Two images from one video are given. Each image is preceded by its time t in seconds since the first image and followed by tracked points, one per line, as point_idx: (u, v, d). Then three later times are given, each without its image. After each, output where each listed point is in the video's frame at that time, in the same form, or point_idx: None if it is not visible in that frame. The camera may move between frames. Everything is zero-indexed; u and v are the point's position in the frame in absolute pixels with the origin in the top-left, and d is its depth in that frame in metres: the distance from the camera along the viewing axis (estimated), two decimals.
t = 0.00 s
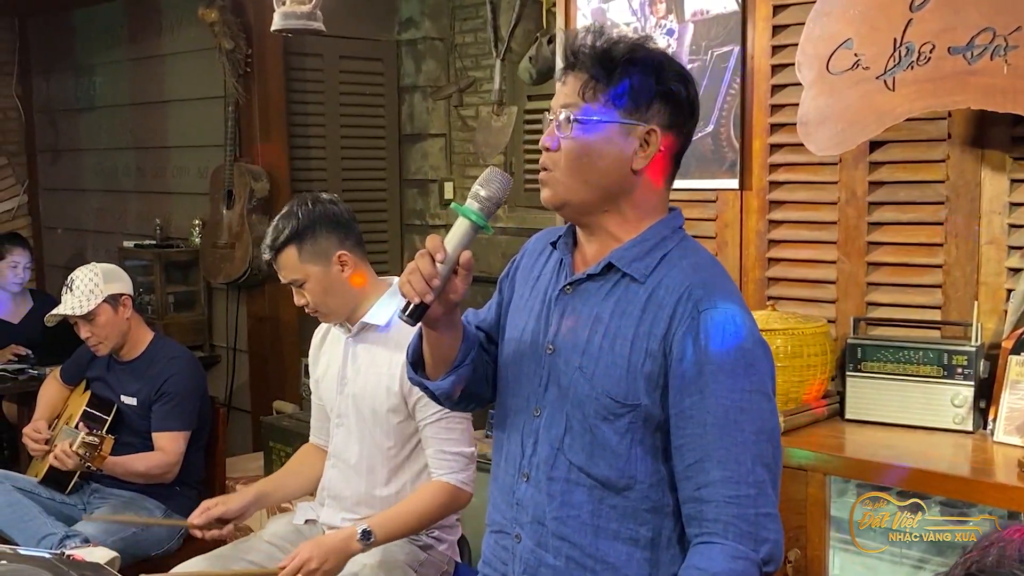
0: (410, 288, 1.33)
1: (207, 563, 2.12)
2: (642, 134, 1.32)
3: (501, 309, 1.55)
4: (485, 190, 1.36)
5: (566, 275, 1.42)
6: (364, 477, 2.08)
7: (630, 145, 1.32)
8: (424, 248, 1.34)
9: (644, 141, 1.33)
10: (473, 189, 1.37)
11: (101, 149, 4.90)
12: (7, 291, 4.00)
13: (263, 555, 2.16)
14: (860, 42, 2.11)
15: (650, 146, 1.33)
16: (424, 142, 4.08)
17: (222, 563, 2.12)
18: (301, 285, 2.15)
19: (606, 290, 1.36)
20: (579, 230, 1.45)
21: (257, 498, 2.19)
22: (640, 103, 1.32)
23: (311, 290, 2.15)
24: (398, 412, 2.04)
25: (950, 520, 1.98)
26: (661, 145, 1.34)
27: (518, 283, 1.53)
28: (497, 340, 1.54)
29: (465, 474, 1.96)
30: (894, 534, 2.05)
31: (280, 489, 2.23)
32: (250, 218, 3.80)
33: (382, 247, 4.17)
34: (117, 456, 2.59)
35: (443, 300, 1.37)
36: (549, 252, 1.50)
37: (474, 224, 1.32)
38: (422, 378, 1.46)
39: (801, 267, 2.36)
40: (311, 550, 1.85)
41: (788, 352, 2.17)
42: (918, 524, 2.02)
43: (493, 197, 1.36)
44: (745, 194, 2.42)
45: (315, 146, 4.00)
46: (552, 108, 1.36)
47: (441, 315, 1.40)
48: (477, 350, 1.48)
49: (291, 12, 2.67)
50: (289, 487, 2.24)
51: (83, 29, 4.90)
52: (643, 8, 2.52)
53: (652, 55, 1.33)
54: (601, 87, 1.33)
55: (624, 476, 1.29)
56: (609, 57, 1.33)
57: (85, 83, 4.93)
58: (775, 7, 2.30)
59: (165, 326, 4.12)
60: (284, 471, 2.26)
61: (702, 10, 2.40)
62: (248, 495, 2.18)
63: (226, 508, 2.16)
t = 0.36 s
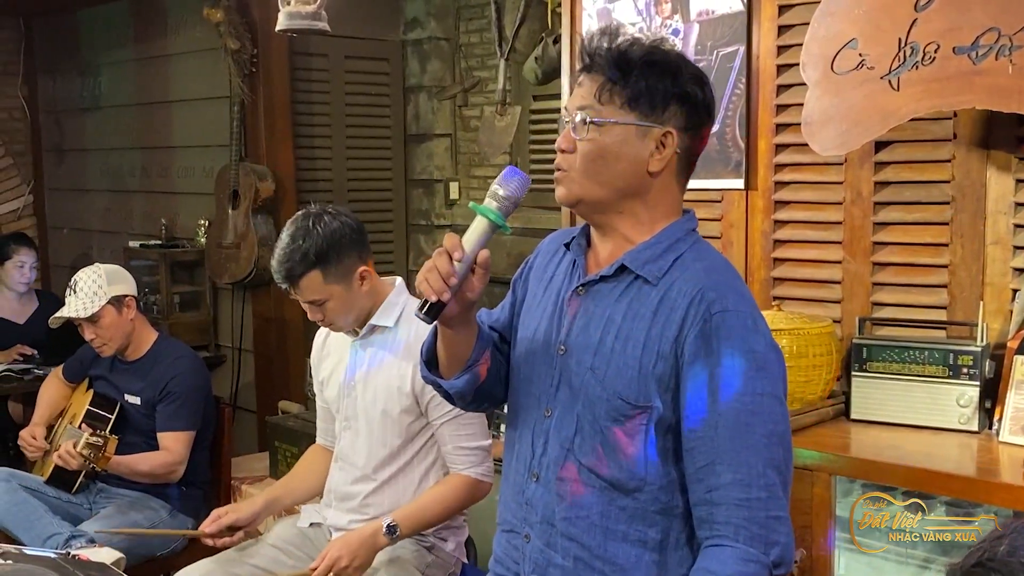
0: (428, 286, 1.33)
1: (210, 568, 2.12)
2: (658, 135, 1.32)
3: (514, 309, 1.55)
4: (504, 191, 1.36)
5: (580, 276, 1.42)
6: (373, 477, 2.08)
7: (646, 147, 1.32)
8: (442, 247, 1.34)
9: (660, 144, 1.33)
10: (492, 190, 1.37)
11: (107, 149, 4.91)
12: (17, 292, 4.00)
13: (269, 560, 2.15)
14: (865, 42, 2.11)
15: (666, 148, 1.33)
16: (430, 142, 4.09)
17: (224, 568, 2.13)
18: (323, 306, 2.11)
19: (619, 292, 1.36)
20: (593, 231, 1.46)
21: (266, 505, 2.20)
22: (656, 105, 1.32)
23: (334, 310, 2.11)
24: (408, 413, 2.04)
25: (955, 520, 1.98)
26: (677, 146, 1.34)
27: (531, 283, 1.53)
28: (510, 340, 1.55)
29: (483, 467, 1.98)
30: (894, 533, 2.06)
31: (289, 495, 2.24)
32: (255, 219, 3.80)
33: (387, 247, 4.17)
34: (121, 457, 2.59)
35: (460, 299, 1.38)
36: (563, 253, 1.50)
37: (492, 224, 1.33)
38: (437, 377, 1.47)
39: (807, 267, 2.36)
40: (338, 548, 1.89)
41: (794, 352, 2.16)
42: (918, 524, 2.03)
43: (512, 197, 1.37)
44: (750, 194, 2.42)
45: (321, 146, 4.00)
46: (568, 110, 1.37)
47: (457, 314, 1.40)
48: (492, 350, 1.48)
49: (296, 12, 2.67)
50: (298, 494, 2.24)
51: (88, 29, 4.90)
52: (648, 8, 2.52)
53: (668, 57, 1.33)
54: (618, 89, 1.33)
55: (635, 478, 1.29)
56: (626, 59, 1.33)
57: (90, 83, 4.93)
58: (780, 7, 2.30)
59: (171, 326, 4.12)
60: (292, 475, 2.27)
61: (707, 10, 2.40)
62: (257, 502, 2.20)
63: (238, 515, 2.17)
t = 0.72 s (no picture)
0: (436, 287, 1.34)
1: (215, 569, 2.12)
2: (664, 135, 1.32)
3: (521, 310, 1.55)
4: (512, 192, 1.37)
5: (586, 277, 1.42)
6: (375, 480, 2.08)
7: (652, 146, 1.32)
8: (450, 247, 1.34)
9: (666, 143, 1.33)
10: (500, 191, 1.37)
11: (112, 148, 4.90)
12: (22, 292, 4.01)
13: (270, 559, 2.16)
14: (869, 42, 2.11)
15: (671, 148, 1.33)
16: (435, 143, 4.09)
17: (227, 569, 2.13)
18: (329, 313, 2.11)
19: (625, 293, 1.35)
20: (599, 231, 1.45)
21: (268, 498, 2.18)
22: (661, 104, 1.32)
23: (339, 317, 2.12)
24: (411, 416, 2.04)
25: (961, 520, 1.98)
26: (682, 146, 1.34)
27: (537, 284, 1.53)
28: (517, 341, 1.55)
29: (477, 473, 1.98)
30: (895, 533, 2.06)
31: (288, 489, 2.22)
32: (260, 219, 3.80)
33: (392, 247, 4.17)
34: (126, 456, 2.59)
35: (467, 300, 1.37)
36: (569, 254, 1.50)
37: (501, 226, 1.32)
38: (444, 378, 1.47)
39: (812, 267, 2.36)
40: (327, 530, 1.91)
41: (799, 353, 2.16)
42: (919, 524, 2.04)
43: (521, 198, 1.37)
44: (756, 194, 2.42)
45: (326, 146, 4.00)
46: (574, 110, 1.36)
47: (465, 315, 1.40)
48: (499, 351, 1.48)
49: (302, 12, 2.67)
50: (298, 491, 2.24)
51: (93, 29, 4.90)
52: (654, 8, 2.52)
53: (673, 57, 1.33)
54: (623, 89, 1.33)
55: (641, 480, 1.29)
56: (631, 59, 1.33)
57: (96, 83, 4.93)
58: (785, 7, 2.30)
59: (177, 326, 4.13)
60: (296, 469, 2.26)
61: (712, 10, 2.40)
62: (260, 494, 2.18)
63: (241, 506, 2.13)
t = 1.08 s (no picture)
0: (439, 287, 1.33)
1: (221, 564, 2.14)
2: (669, 135, 1.32)
3: (524, 310, 1.55)
4: (514, 191, 1.36)
5: (589, 278, 1.42)
6: (383, 482, 2.08)
7: (656, 145, 1.32)
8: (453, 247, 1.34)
9: (670, 143, 1.33)
10: (503, 189, 1.37)
11: (118, 148, 4.90)
12: (27, 292, 4.00)
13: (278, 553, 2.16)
14: (875, 42, 2.11)
15: (676, 148, 1.33)
16: (441, 143, 4.09)
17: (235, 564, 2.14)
18: (345, 315, 2.08)
19: (628, 293, 1.36)
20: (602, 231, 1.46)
21: (274, 498, 2.19)
22: (666, 104, 1.31)
23: (355, 321, 2.09)
24: (420, 418, 2.04)
25: (967, 520, 1.97)
26: (687, 146, 1.34)
27: (541, 284, 1.53)
28: (520, 341, 1.55)
29: (488, 477, 1.98)
30: (895, 533, 2.06)
31: (297, 487, 2.23)
32: (266, 219, 3.79)
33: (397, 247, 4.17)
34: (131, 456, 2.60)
35: (470, 300, 1.37)
36: (573, 254, 1.50)
37: (503, 225, 1.33)
38: (449, 379, 1.47)
39: (817, 267, 2.36)
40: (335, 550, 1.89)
41: (805, 353, 2.16)
42: (919, 523, 2.04)
43: (523, 200, 1.36)
44: (761, 194, 2.42)
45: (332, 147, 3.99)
46: (578, 110, 1.36)
47: (468, 315, 1.40)
48: (503, 351, 1.48)
49: (308, 12, 2.67)
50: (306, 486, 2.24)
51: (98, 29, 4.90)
52: (659, 8, 2.52)
53: (677, 57, 1.33)
54: (628, 88, 1.33)
55: (643, 481, 1.29)
56: (635, 59, 1.33)
57: (101, 83, 4.94)
58: (791, 7, 2.30)
59: (182, 326, 4.13)
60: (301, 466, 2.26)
61: (718, 10, 2.40)
62: (267, 493, 2.20)
63: (248, 506, 2.18)
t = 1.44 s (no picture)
0: (442, 286, 1.32)
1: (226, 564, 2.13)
2: (678, 135, 1.32)
3: (530, 309, 1.55)
4: (519, 190, 1.37)
5: (595, 277, 1.42)
6: (387, 480, 2.08)
7: (665, 145, 1.32)
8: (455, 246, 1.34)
9: (680, 143, 1.33)
10: (508, 189, 1.37)
11: (123, 148, 4.91)
12: (32, 292, 4.00)
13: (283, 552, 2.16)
14: (881, 42, 2.11)
15: (685, 148, 1.33)
16: (446, 143, 4.09)
17: (241, 564, 2.14)
18: (375, 308, 2.06)
19: (632, 294, 1.35)
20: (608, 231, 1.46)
21: (277, 496, 2.19)
22: (676, 104, 1.31)
23: (383, 312, 2.08)
24: (426, 417, 2.04)
25: (971, 519, 1.96)
26: (696, 146, 1.34)
27: (547, 284, 1.53)
28: (525, 339, 1.55)
29: (494, 475, 1.98)
30: (895, 533, 2.06)
31: (301, 485, 2.23)
32: (271, 218, 3.79)
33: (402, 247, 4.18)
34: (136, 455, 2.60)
35: (475, 298, 1.37)
36: (579, 253, 1.50)
37: (508, 224, 1.33)
38: (453, 377, 1.47)
39: (823, 267, 2.36)
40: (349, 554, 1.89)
41: (810, 353, 2.16)
42: (919, 523, 2.04)
43: (527, 198, 1.37)
44: (767, 194, 2.42)
45: (337, 147, 4.00)
46: (587, 108, 1.36)
47: (472, 313, 1.41)
48: (508, 349, 1.48)
49: (313, 12, 2.67)
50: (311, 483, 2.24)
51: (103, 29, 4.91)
52: (665, 8, 2.53)
53: (688, 56, 1.33)
54: (638, 88, 1.33)
55: (644, 482, 1.29)
56: (646, 59, 1.33)
57: (106, 83, 4.94)
58: (796, 6, 2.30)
59: (187, 326, 4.14)
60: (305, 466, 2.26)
61: (724, 10, 2.40)
62: (270, 491, 2.19)
63: (251, 504, 2.17)
